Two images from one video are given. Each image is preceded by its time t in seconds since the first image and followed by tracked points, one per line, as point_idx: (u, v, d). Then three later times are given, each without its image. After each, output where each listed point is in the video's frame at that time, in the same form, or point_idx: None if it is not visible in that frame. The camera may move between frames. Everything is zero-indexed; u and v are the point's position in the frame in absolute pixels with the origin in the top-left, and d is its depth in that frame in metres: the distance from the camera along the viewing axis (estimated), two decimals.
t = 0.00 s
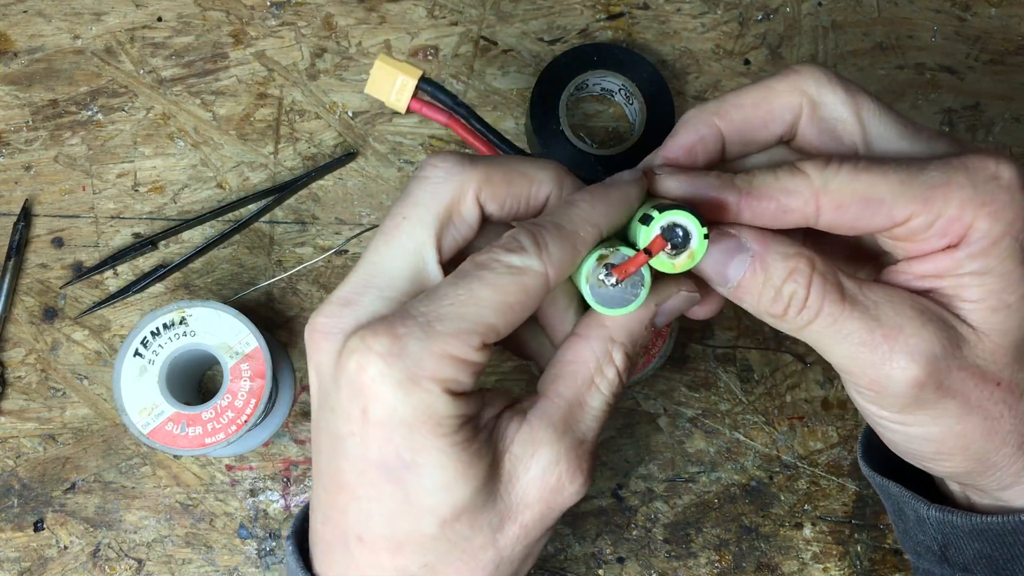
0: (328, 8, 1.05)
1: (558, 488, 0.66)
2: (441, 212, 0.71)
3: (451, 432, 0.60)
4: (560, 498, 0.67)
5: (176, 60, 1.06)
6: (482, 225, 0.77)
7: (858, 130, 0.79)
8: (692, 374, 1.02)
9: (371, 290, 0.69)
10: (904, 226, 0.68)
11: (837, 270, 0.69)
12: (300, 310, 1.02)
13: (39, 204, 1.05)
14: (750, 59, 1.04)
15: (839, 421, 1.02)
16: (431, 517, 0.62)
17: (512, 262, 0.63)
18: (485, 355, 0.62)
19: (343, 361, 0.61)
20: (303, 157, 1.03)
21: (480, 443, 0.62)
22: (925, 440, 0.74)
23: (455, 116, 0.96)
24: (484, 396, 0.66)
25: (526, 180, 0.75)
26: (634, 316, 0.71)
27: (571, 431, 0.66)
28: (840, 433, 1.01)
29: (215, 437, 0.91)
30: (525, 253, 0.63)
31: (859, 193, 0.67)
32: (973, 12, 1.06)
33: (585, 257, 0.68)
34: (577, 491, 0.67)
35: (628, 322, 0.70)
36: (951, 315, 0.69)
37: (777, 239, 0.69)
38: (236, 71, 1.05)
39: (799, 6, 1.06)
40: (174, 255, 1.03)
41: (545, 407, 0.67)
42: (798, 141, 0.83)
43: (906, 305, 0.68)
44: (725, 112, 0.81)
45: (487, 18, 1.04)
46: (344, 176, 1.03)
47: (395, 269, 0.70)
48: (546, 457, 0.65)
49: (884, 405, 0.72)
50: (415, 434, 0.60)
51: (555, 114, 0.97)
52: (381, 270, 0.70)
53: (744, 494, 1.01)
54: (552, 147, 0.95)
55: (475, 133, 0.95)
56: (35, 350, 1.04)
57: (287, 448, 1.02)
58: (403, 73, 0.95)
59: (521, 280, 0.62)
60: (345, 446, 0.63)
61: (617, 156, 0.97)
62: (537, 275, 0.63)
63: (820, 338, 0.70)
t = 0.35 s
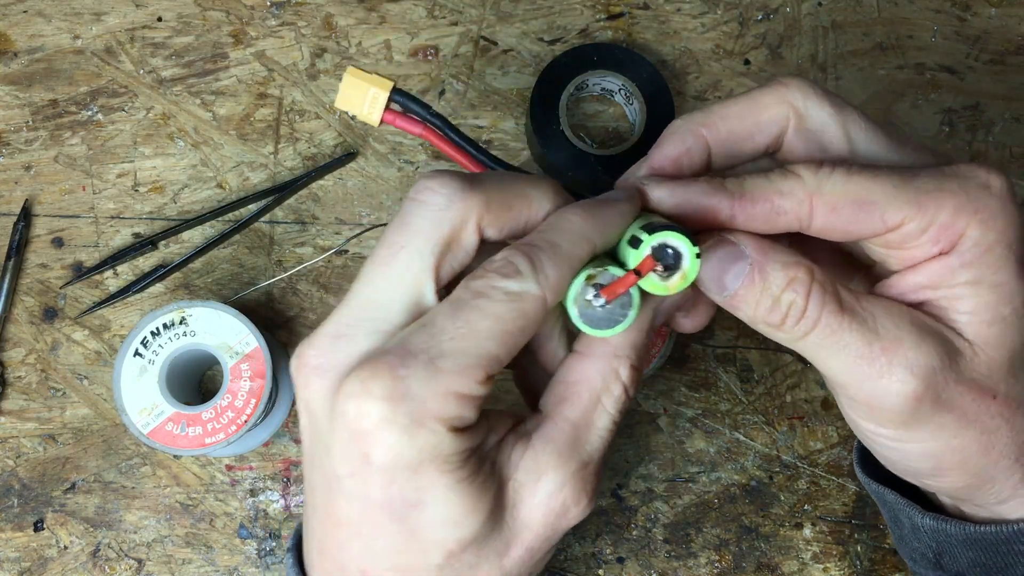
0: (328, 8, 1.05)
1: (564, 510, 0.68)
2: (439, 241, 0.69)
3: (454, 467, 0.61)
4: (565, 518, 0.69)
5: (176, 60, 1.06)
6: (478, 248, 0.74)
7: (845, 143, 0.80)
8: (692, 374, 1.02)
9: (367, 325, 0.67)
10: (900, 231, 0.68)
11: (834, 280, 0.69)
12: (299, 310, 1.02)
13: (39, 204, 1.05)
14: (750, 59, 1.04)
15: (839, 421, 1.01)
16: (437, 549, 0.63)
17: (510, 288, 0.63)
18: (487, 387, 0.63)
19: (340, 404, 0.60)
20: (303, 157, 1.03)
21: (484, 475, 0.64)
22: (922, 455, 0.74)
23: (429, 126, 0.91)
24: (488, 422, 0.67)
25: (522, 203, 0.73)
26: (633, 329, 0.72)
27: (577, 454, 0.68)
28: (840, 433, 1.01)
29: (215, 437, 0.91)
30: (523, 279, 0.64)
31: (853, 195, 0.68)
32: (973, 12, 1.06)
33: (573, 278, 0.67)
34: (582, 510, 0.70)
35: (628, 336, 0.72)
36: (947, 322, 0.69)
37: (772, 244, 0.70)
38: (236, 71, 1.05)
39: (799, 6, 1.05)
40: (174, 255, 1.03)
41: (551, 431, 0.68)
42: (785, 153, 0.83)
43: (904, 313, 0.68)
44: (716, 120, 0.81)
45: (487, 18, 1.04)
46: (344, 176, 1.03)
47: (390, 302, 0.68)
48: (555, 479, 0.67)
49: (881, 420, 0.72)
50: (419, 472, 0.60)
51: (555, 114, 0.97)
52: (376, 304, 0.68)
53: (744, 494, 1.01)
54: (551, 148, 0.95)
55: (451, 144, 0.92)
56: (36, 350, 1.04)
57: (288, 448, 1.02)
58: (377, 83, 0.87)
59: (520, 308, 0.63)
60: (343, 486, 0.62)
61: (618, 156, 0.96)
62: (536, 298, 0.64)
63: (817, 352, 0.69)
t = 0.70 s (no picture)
0: (328, 8, 1.05)
1: (475, 509, 0.71)
2: (328, 260, 0.74)
3: (356, 469, 0.67)
4: (478, 517, 0.72)
5: (176, 60, 1.06)
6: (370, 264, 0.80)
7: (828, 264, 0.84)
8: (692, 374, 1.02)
9: (263, 340, 0.73)
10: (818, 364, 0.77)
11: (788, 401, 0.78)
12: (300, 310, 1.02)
13: (39, 204, 1.04)
14: (750, 59, 1.04)
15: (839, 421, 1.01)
16: (350, 554, 0.68)
17: (396, 294, 0.70)
18: (381, 391, 0.69)
19: (240, 418, 0.67)
20: (303, 157, 1.03)
21: (389, 477, 0.69)
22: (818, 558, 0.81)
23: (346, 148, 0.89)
24: (388, 432, 0.72)
25: (408, 216, 0.79)
26: (526, 327, 0.74)
27: (482, 452, 0.71)
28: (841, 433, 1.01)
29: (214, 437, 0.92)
30: (409, 283, 0.70)
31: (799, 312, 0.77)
32: (974, 12, 1.05)
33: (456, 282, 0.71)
34: (495, 508, 0.72)
35: (522, 335, 0.74)
36: (811, 439, 0.77)
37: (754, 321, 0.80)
38: (236, 71, 1.05)
39: (799, 6, 1.05)
40: (174, 255, 1.03)
41: (454, 435, 0.72)
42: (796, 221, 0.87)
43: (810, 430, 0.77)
44: (744, 194, 0.88)
45: (486, 18, 1.04)
46: (344, 176, 1.03)
47: (284, 318, 0.73)
48: (460, 480, 0.70)
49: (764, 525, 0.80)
50: (320, 476, 0.67)
51: (554, 114, 0.96)
52: (272, 321, 0.73)
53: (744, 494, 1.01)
54: (551, 148, 0.95)
55: (366, 165, 0.90)
56: (36, 350, 1.04)
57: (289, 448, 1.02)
58: (292, 104, 0.88)
59: (408, 312, 0.70)
60: (250, 502, 0.69)
61: (617, 155, 0.96)
62: (423, 302, 0.70)
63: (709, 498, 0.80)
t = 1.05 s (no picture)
0: (328, 8, 1.05)
1: (531, 545, 0.74)
2: (412, 326, 0.77)
3: (439, 505, 0.69)
4: (533, 553, 0.75)
5: (176, 60, 1.05)
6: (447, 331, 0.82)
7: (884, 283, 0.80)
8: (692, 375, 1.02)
9: (351, 399, 0.76)
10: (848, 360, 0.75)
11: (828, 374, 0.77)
12: (299, 310, 1.02)
13: (39, 204, 1.04)
14: (750, 59, 1.04)
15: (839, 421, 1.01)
16: None
17: (471, 352, 0.72)
18: (461, 437, 0.72)
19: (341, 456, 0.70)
20: (303, 157, 1.03)
21: (462, 513, 0.71)
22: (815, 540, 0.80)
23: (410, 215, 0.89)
24: (461, 471, 0.73)
25: (480, 286, 0.80)
26: (573, 387, 0.78)
27: (536, 493, 0.75)
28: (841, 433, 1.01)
29: (215, 436, 0.91)
30: (482, 345, 0.73)
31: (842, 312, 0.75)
32: (974, 12, 1.05)
33: (517, 345, 0.74)
34: (547, 544, 0.76)
35: (570, 395, 0.78)
36: (826, 427, 0.77)
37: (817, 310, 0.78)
38: (236, 71, 1.05)
39: (800, 5, 1.05)
40: (174, 255, 1.03)
41: (512, 476, 0.75)
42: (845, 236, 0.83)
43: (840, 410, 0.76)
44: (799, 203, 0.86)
45: (486, 18, 1.04)
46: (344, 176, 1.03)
47: (373, 382, 0.76)
48: (518, 518, 0.73)
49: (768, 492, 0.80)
50: (409, 511, 0.69)
51: (554, 114, 0.96)
52: (359, 382, 0.76)
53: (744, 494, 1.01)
54: (551, 148, 0.95)
55: (426, 235, 0.90)
56: (35, 350, 1.03)
57: (288, 448, 1.02)
58: (365, 175, 0.86)
59: (481, 367, 0.72)
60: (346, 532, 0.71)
61: (618, 155, 0.96)
62: (493, 361, 0.73)
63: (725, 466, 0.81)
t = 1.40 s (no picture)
0: (328, 8, 1.05)
1: (523, 535, 0.78)
2: (412, 332, 0.77)
3: (439, 504, 0.71)
4: (524, 541, 0.78)
5: (176, 61, 1.06)
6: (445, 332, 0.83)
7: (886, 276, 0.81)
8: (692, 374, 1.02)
9: (355, 402, 0.76)
10: (860, 361, 0.76)
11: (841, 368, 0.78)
12: (300, 310, 1.03)
13: (39, 204, 1.05)
14: (749, 59, 1.05)
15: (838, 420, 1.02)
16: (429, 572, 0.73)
17: (470, 358, 0.73)
18: (460, 438, 0.73)
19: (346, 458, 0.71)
20: (303, 157, 1.04)
21: (459, 511, 0.73)
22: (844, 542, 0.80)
23: (410, 199, 0.92)
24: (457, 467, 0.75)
25: (475, 290, 0.81)
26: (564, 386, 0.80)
27: (527, 487, 0.77)
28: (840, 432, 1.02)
29: (215, 436, 0.91)
30: (480, 350, 0.73)
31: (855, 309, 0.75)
32: (973, 12, 1.06)
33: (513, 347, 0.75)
34: (537, 532, 0.79)
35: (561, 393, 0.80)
36: (843, 430, 0.78)
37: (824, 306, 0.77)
38: (236, 71, 1.05)
39: (799, 6, 1.05)
40: (174, 255, 1.03)
41: (505, 471, 0.77)
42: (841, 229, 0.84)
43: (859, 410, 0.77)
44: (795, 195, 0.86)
45: (487, 18, 1.04)
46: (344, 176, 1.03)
47: (376, 387, 0.77)
48: (511, 512, 0.76)
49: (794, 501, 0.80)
50: (409, 510, 0.71)
51: (554, 114, 0.97)
52: (363, 386, 0.77)
53: (744, 493, 1.01)
54: (551, 148, 0.96)
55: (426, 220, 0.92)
56: (36, 350, 1.04)
57: (288, 448, 1.02)
58: (365, 159, 0.90)
59: (481, 373, 0.72)
60: (350, 526, 0.73)
61: (617, 155, 0.96)
62: (492, 366, 0.73)
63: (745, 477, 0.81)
